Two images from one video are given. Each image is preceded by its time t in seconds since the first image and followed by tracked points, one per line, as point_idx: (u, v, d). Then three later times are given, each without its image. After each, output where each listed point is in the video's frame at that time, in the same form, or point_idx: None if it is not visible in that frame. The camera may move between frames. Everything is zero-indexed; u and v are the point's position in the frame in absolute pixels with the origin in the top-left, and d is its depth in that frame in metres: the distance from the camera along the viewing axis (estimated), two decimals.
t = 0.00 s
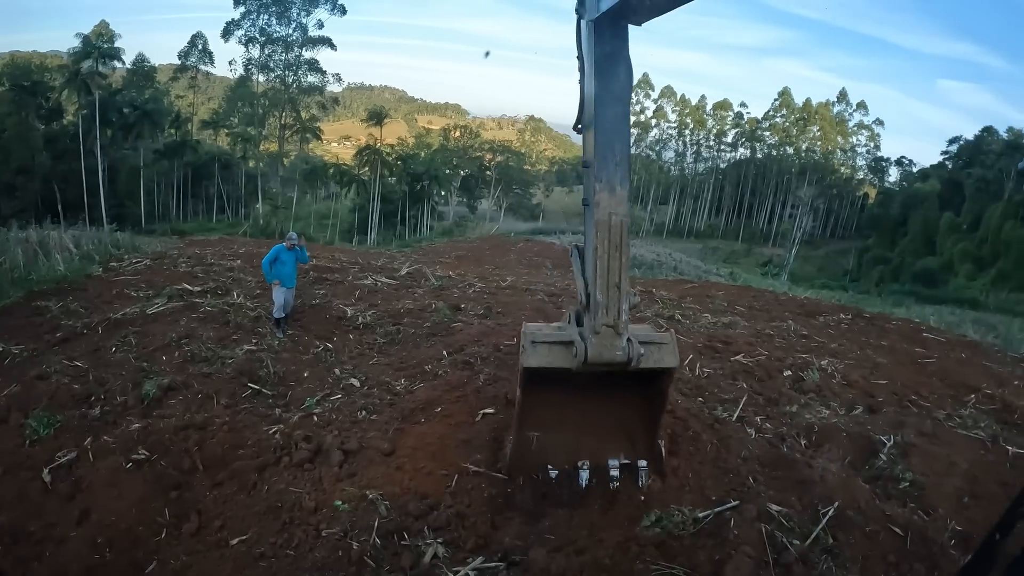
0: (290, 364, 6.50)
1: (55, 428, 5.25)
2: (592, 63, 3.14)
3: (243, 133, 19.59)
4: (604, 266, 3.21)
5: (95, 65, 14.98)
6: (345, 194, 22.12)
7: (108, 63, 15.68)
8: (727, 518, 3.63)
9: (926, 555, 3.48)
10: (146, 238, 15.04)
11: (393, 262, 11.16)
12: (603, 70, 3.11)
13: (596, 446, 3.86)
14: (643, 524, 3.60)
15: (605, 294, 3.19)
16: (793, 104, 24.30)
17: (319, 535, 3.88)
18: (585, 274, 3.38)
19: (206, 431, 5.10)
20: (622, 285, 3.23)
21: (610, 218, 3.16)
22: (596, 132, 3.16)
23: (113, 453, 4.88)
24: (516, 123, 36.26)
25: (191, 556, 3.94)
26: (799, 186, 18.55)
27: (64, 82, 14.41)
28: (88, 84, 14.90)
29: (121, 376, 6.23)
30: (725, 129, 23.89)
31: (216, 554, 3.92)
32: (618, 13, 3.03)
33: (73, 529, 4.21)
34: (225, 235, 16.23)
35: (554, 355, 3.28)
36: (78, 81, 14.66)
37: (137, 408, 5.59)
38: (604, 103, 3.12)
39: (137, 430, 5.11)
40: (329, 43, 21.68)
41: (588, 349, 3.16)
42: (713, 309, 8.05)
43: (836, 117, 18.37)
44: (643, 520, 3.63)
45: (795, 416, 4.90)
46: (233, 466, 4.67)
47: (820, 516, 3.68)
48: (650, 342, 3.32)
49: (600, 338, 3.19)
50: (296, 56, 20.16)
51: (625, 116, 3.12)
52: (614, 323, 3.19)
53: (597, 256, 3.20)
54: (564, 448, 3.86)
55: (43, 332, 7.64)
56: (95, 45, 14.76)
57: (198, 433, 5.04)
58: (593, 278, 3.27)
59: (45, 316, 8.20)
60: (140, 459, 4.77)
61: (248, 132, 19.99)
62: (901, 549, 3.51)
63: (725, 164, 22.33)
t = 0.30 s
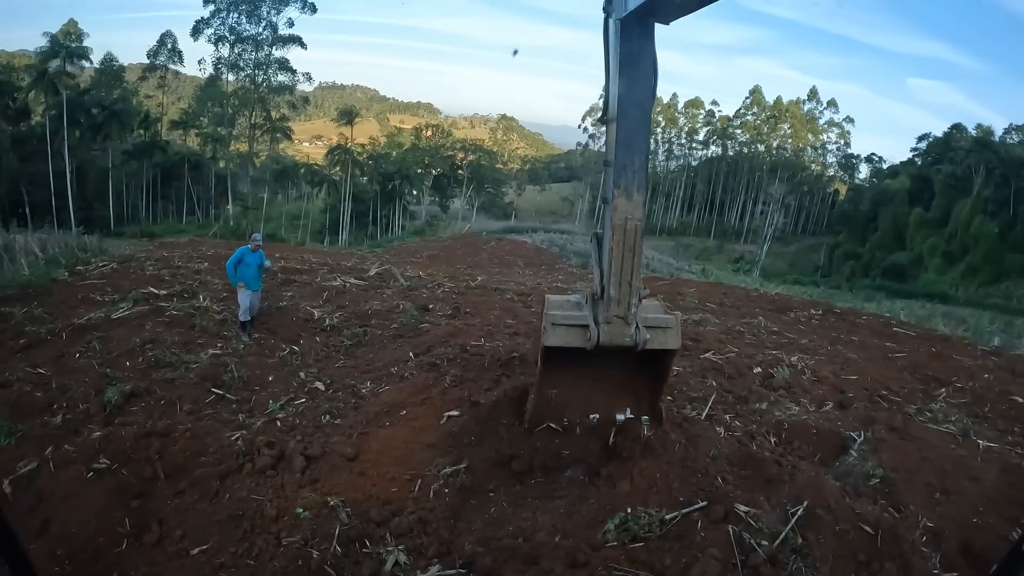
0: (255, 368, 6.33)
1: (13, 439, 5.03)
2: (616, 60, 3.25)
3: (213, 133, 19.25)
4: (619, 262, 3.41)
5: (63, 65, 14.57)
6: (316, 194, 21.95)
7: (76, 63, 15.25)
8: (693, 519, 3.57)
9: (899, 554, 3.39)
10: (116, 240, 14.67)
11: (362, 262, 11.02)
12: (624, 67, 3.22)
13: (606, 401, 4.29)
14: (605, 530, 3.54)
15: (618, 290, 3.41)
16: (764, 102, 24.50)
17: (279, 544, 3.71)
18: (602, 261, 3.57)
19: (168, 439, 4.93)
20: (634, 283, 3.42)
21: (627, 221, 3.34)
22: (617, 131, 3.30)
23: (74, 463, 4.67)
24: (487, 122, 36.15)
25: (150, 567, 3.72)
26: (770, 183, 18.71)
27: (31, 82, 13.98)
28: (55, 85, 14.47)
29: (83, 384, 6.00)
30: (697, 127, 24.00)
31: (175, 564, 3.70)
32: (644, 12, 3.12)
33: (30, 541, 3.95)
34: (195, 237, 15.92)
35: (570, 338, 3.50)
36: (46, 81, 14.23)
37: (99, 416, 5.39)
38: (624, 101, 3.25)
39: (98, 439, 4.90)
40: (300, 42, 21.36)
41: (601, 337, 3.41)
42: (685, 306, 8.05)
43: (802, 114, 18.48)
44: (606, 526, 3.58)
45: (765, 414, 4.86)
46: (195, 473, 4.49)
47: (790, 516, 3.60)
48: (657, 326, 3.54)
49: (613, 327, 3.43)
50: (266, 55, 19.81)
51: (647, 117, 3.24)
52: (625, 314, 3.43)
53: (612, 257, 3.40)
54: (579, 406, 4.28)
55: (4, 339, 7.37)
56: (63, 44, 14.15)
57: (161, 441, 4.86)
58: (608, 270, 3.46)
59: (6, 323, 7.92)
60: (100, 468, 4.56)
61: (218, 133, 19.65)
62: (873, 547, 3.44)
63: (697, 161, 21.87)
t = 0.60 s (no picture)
0: (219, 372, 6.18)
1: None
2: (628, 85, 3.49)
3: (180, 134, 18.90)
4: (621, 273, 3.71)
5: (27, 64, 14.15)
6: (286, 194, 21.70)
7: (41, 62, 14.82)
8: (661, 519, 3.54)
9: (868, 550, 3.39)
10: (81, 243, 14.27)
11: (330, 263, 10.89)
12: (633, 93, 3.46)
13: (608, 384, 4.38)
14: (572, 532, 3.50)
15: (620, 302, 3.70)
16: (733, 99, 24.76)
17: (240, 552, 3.61)
18: (606, 269, 3.84)
19: (130, 447, 4.78)
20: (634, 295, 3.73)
21: (630, 238, 3.63)
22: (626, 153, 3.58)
23: (31, 472, 4.48)
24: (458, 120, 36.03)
25: None
26: (739, 179, 18.92)
27: None
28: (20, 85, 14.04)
29: (44, 391, 5.80)
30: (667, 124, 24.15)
31: None
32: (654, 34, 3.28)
33: None
34: (163, 239, 15.58)
35: (575, 341, 3.83)
36: (9, 80, 13.79)
37: (60, 424, 5.20)
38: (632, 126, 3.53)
39: (58, 447, 4.72)
40: (268, 40, 21.08)
41: (603, 343, 3.75)
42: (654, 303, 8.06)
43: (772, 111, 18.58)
44: (573, 528, 3.54)
45: (734, 410, 4.86)
46: (157, 481, 4.35)
47: (758, 513, 3.59)
48: (656, 329, 3.84)
49: (614, 334, 3.75)
50: (234, 53, 19.52)
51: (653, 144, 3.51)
52: (626, 322, 3.74)
53: (615, 272, 3.68)
54: (583, 390, 4.39)
55: None
56: (27, 44, 13.96)
57: (123, 449, 4.70)
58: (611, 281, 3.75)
59: None
60: (61, 476, 4.38)
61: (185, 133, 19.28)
62: (842, 543, 3.42)
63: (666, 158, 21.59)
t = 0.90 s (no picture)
0: (204, 374, 6.13)
1: None
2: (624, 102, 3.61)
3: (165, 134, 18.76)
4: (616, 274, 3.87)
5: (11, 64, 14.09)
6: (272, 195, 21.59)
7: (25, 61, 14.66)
8: (648, 518, 3.53)
9: (855, 548, 3.39)
10: (66, 245, 14.10)
11: (316, 263, 10.84)
12: (629, 108, 3.58)
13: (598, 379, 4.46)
14: (558, 532, 3.49)
15: (614, 300, 3.85)
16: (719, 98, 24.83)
17: (224, 556, 3.57)
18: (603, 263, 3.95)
19: (114, 451, 4.72)
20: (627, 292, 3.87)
21: (624, 245, 3.79)
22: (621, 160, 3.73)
23: (14, 477, 4.41)
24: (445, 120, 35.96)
25: None
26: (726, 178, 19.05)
27: None
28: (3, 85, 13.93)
29: (28, 395, 5.72)
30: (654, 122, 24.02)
31: None
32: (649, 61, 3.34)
33: None
34: (149, 240, 15.45)
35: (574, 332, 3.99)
36: None
37: (44, 428, 5.14)
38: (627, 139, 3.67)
39: (41, 452, 4.65)
40: (254, 40, 20.97)
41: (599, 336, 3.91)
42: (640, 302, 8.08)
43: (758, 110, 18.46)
44: (560, 529, 3.52)
45: (721, 408, 4.86)
46: (142, 486, 4.31)
47: (745, 512, 3.59)
48: (648, 319, 3.98)
49: (610, 326, 3.90)
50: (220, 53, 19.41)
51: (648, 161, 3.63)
52: (620, 317, 3.88)
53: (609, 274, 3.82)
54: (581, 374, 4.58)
55: None
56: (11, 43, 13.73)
57: (106, 454, 4.64)
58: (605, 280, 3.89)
59: None
60: (43, 482, 4.32)
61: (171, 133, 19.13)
62: (830, 541, 3.43)
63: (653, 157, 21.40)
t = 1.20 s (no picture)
0: (205, 374, 6.14)
1: None
2: (612, 129, 3.78)
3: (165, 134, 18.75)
4: (600, 280, 4.19)
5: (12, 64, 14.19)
6: (272, 195, 21.58)
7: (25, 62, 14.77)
8: (649, 517, 3.55)
9: (855, 547, 3.41)
10: (66, 246, 14.07)
11: (317, 263, 10.87)
12: (617, 132, 3.76)
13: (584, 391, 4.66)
14: (560, 532, 3.50)
15: (598, 305, 4.22)
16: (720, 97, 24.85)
17: (227, 556, 3.58)
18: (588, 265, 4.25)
19: (116, 450, 4.73)
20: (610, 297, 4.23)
21: (607, 259, 4.06)
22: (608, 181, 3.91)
23: (17, 477, 4.42)
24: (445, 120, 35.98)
25: None
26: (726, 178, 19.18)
27: None
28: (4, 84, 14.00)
29: (30, 395, 5.73)
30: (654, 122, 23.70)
31: None
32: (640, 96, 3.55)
33: None
34: (149, 240, 15.45)
35: (560, 328, 4.38)
36: None
37: (46, 428, 5.15)
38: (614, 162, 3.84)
39: (44, 452, 4.66)
40: (255, 40, 20.98)
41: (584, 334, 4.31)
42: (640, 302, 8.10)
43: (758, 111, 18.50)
44: (561, 529, 3.54)
45: (721, 408, 4.88)
46: (144, 485, 4.32)
47: (746, 511, 3.60)
48: (630, 316, 4.36)
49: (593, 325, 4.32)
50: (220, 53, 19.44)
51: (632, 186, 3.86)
52: (603, 319, 4.26)
53: (593, 282, 4.15)
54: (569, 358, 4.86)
55: None
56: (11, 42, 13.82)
57: (108, 453, 4.65)
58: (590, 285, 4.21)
59: None
60: (46, 482, 4.33)
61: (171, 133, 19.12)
62: (831, 540, 3.44)
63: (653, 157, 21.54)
